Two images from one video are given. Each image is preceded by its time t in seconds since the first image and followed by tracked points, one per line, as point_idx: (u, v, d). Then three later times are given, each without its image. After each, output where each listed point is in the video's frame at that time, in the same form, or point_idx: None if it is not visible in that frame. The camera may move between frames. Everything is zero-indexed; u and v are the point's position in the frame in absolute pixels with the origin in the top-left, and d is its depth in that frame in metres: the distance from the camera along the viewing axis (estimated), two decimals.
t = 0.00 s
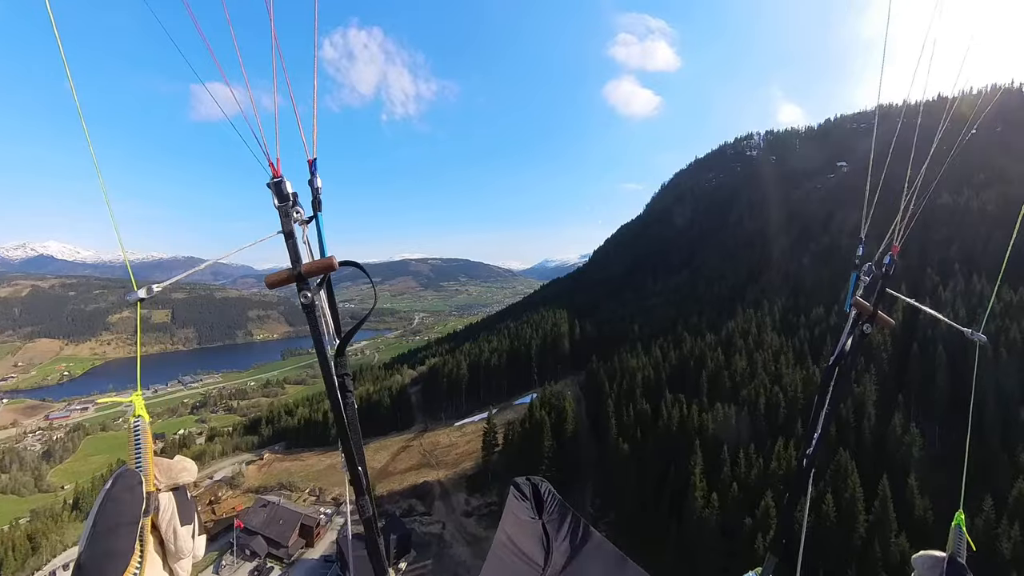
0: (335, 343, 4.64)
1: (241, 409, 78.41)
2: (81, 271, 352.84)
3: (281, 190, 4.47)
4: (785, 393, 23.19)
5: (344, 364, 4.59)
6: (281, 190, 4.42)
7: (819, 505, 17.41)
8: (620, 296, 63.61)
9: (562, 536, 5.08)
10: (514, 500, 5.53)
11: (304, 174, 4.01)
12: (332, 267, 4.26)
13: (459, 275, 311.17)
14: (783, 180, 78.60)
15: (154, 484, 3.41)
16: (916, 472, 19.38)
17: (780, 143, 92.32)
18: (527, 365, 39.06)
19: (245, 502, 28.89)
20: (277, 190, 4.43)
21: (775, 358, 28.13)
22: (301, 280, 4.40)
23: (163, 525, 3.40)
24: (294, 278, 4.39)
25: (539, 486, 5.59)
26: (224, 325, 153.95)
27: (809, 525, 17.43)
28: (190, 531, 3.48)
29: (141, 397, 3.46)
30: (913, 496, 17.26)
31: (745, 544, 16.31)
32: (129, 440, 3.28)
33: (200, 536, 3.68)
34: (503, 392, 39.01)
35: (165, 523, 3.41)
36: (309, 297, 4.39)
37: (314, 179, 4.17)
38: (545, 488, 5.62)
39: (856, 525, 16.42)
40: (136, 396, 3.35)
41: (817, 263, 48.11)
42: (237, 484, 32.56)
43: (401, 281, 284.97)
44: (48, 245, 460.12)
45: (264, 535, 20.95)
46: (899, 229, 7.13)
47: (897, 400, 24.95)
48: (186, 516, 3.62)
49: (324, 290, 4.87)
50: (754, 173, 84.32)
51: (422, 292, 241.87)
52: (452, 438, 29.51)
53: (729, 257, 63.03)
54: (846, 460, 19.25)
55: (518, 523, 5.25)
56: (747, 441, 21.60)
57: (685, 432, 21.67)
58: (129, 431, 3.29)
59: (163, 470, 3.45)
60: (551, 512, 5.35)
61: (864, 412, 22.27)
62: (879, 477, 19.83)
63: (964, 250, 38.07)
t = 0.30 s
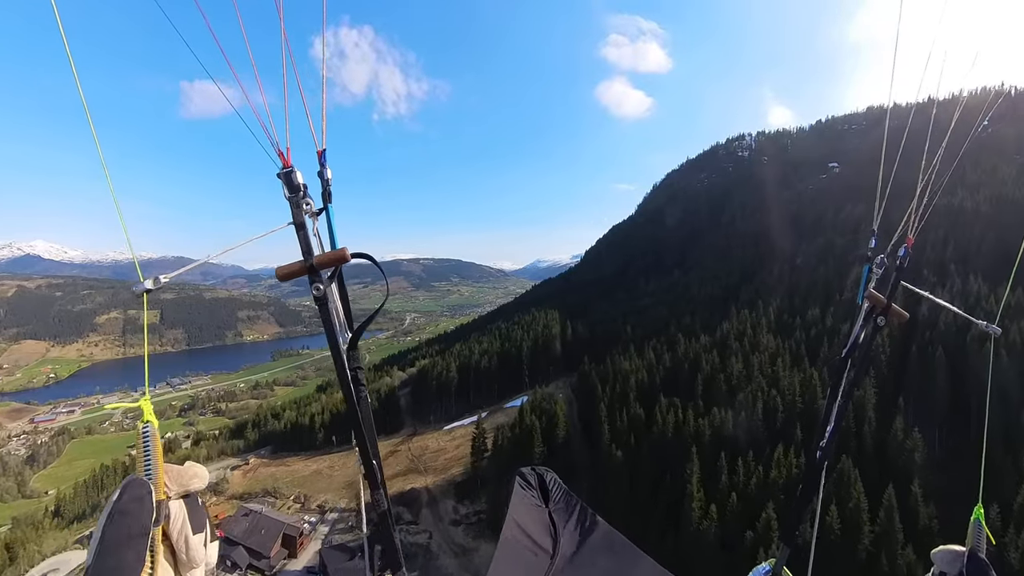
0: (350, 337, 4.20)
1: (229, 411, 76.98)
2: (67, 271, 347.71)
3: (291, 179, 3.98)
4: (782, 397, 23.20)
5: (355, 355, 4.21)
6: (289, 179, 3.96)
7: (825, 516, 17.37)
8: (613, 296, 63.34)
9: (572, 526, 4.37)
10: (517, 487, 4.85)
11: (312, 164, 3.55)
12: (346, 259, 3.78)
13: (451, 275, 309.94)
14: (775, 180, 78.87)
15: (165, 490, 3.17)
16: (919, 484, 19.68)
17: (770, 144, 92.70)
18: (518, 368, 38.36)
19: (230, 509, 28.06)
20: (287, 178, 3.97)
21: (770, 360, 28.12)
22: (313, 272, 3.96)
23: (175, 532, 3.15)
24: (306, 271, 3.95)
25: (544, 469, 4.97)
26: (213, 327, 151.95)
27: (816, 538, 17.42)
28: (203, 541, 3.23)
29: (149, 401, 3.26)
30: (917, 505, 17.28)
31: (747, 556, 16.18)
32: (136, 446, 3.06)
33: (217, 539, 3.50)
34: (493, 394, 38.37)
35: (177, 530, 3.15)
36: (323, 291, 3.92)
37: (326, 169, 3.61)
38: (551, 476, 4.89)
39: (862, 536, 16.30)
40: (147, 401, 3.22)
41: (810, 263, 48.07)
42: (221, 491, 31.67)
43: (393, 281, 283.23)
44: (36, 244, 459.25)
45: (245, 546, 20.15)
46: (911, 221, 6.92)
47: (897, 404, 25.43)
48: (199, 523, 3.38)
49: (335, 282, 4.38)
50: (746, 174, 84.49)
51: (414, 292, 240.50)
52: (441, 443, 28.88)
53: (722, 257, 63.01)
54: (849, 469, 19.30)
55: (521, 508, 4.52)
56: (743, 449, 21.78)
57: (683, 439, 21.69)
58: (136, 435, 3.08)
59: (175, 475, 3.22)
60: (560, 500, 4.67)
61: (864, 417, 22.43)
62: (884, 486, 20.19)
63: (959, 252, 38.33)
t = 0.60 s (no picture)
0: (358, 330, 4.27)
1: (218, 414, 75.70)
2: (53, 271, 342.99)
3: (300, 177, 4.01)
4: (782, 403, 22.97)
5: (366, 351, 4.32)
6: (300, 179, 4.02)
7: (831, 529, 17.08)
8: (606, 296, 63.10)
9: (572, 518, 5.22)
10: (522, 481, 5.89)
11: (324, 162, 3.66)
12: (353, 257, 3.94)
13: (443, 275, 308.72)
14: (768, 181, 78.94)
15: (187, 469, 3.15)
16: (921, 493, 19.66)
17: (763, 145, 92.77)
18: (510, 370, 37.81)
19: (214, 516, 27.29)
20: (296, 175, 3.98)
21: (767, 363, 27.92)
22: (323, 268, 4.22)
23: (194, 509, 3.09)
24: (316, 268, 4.18)
25: (549, 470, 6.02)
26: (203, 328, 150.01)
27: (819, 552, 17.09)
28: (223, 516, 3.21)
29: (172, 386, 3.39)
30: (923, 515, 17.10)
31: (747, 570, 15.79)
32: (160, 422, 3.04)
33: (231, 521, 3.48)
34: (485, 397, 37.83)
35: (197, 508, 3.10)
36: (333, 285, 4.14)
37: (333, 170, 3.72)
38: (554, 475, 5.90)
39: (868, 550, 15.97)
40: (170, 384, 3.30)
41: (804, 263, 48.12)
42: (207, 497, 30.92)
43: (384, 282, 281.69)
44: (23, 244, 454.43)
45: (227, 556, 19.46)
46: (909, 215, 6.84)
47: (898, 408, 25.58)
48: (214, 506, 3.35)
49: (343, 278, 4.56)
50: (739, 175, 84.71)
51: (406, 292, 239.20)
52: (430, 447, 28.39)
53: (716, 257, 63.02)
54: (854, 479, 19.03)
55: (527, 502, 5.52)
56: (742, 456, 21.52)
57: (679, 447, 21.46)
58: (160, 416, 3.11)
59: (196, 456, 3.18)
60: (562, 494, 5.67)
61: (866, 423, 22.48)
62: (891, 496, 20.18)
63: (954, 253, 38.45)
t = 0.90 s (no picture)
0: (356, 336, 4.07)
1: (208, 416, 74.56)
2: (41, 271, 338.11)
3: (297, 184, 3.77)
4: (781, 408, 22.68)
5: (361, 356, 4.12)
6: (296, 185, 3.75)
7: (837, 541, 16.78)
8: (600, 297, 62.91)
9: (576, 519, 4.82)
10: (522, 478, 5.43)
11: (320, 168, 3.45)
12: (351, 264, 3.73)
13: (436, 275, 307.53)
14: (762, 181, 78.95)
15: (187, 475, 3.25)
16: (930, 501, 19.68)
17: (757, 145, 92.66)
18: (502, 373, 37.28)
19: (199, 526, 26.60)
20: (292, 182, 3.80)
21: (765, 366, 27.58)
22: (320, 274, 3.97)
23: (195, 513, 3.20)
24: (312, 273, 3.91)
25: (550, 467, 5.56)
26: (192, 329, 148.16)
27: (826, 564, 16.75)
28: (222, 521, 3.30)
29: (170, 395, 3.44)
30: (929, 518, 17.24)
31: None
32: (161, 430, 3.18)
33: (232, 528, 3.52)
34: (477, 399, 37.33)
35: (197, 512, 3.21)
36: (331, 291, 3.88)
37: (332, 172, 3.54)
38: (554, 469, 5.52)
39: (877, 565, 15.56)
40: (168, 392, 3.34)
41: (799, 265, 48.09)
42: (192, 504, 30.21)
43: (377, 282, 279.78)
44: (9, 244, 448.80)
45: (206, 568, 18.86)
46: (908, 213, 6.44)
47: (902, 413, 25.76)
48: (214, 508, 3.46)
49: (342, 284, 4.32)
50: (734, 175, 84.69)
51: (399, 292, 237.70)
52: (421, 452, 27.88)
53: (710, 258, 62.99)
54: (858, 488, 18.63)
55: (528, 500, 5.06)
56: (742, 464, 21.18)
57: (675, 454, 21.12)
58: (161, 427, 3.23)
59: (197, 462, 3.30)
60: (564, 493, 5.24)
61: (869, 428, 22.40)
62: (899, 508, 20.19)
63: (950, 254, 38.42)
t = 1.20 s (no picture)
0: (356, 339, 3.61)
1: (198, 418, 73.39)
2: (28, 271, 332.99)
3: (295, 184, 3.32)
4: (781, 414, 22.53)
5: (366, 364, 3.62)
6: (294, 187, 3.31)
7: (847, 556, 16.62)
8: (594, 297, 62.61)
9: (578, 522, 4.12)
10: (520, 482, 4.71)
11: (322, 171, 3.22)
12: (353, 269, 3.33)
13: (430, 275, 306.37)
14: (757, 181, 78.92)
15: (187, 476, 3.24)
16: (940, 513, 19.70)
17: (751, 146, 92.63)
18: (494, 375, 36.76)
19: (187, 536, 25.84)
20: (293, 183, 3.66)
21: (764, 369, 27.27)
22: (319, 276, 3.50)
23: (195, 514, 3.17)
24: (310, 275, 3.47)
25: (553, 467, 4.83)
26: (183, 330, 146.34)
27: None
28: (222, 522, 3.28)
29: (170, 395, 3.38)
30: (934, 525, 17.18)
31: None
32: (159, 431, 3.11)
33: (232, 532, 3.49)
34: (470, 402, 36.82)
35: (197, 513, 3.18)
36: (330, 295, 3.40)
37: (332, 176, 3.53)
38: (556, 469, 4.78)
39: None
40: (168, 394, 3.29)
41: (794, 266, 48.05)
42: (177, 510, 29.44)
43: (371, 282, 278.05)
44: None
45: None
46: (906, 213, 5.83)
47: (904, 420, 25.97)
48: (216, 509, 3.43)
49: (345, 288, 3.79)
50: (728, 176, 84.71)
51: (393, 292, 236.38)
52: (413, 457, 27.36)
53: (705, 258, 62.87)
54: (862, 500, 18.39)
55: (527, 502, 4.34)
56: (742, 473, 20.91)
57: (674, 462, 20.86)
58: (160, 428, 3.17)
59: (197, 462, 3.28)
60: (566, 494, 4.50)
61: (873, 435, 22.33)
62: (911, 521, 20.08)
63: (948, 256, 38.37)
